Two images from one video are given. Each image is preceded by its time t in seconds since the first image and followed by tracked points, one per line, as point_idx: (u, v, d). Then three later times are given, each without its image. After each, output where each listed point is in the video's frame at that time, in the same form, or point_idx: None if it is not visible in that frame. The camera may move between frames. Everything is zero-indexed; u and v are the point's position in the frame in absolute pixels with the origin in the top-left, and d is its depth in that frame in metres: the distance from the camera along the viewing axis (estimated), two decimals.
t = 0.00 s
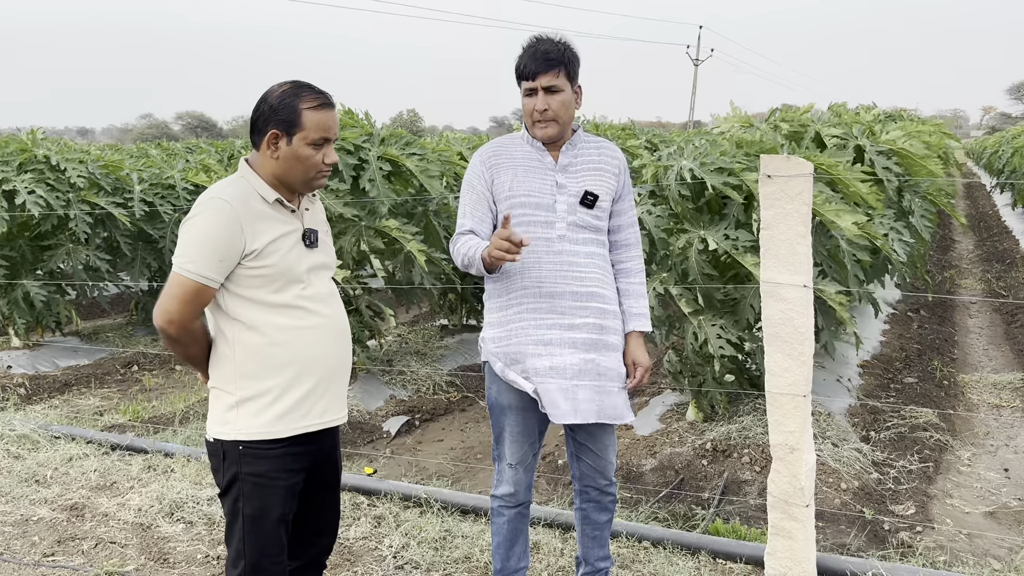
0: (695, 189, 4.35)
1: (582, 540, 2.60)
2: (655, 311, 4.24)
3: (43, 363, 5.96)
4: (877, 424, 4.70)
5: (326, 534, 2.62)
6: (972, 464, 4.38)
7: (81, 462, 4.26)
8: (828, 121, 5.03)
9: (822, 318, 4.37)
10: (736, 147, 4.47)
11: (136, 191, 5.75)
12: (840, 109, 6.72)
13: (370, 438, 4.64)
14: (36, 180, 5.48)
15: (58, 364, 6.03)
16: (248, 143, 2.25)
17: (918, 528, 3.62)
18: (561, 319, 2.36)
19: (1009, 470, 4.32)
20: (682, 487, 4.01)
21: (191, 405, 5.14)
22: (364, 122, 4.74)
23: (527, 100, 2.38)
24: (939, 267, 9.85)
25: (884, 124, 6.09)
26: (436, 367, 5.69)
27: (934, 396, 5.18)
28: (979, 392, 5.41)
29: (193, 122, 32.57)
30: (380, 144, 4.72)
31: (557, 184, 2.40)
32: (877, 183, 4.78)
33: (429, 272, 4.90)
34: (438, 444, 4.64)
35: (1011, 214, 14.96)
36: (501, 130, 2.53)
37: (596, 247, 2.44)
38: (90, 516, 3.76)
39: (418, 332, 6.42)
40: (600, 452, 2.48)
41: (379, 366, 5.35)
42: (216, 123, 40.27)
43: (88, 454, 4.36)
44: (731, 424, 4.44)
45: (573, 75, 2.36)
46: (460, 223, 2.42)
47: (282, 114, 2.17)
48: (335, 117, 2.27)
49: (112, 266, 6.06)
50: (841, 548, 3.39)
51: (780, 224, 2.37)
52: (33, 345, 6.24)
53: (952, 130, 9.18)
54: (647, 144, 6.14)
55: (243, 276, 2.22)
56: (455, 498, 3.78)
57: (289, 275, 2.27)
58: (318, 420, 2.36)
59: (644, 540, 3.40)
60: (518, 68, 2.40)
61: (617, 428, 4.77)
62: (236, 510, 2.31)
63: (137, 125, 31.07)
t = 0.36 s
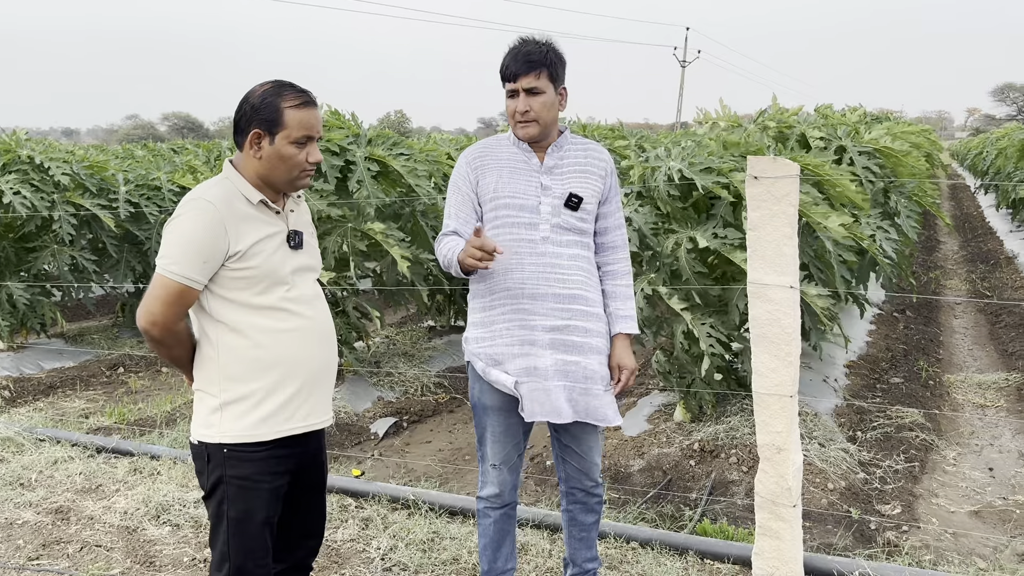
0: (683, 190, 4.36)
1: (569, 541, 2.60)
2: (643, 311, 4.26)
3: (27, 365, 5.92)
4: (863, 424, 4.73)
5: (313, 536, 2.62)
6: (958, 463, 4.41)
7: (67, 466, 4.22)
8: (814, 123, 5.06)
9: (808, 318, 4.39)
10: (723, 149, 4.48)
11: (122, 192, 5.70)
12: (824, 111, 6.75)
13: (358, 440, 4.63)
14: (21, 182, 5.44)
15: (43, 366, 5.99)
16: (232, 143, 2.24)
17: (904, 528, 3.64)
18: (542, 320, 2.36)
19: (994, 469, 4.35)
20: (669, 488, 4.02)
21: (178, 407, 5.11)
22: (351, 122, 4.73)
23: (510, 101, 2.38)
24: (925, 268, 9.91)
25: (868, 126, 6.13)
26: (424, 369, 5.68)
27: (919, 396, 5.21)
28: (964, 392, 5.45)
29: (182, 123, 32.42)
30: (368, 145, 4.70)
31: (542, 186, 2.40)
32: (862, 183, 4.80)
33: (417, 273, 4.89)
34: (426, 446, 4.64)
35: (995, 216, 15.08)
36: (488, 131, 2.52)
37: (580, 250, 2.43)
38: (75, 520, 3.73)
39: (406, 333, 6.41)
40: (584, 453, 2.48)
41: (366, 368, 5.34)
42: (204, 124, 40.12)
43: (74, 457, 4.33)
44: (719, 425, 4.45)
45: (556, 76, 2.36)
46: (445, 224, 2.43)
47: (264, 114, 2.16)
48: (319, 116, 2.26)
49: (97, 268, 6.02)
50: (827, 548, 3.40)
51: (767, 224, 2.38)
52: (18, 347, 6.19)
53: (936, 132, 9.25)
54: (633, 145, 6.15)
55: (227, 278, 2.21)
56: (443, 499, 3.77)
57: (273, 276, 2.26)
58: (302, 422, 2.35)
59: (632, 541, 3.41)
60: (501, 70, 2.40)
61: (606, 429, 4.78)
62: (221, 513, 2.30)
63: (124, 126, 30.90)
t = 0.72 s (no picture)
0: (668, 196, 4.35)
1: (559, 544, 2.61)
2: (633, 314, 4.28)
3: (19, 368, 5.90)
4: (855, 425, 4.74)
5: (302, 539, 2.61)
6: (949, 464, 4.42)
7: (58, 468, 4.21)
8: (805, 125, 5.07)
9: (800, 320, 4.40)
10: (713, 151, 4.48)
11: (113, 194, 5.67)
12: (816, 113, 6.76)
13: (351, 442, 4.62)
14: (12, 183, 5.42)
15: (34, 369, 5.98)
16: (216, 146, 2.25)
17: (895, 529, 3.65)
18: (519, 324, 2.37)
19: (985, 470, 4.37)
20: (662, 489, 4.02)
21: (170, 409, 5.10)
22: (344, 124, 4.73)
23: (492, 103, 2.37)
24: (916, 269, 9.94)
25: (859, 128, 6.15)
26: (417, 371, 5.68)
27: (911, 397, 5.23)
28: (955, 393, 5.46)
29: (176, 123, 32.34)
30: (360, 147, 4.69)
31: (524, 190, 2.40)
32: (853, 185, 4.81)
33: (410, 275, 4.89)
34: (419, 448, 4.64)
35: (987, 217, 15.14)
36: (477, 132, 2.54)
37: (560, 255, 2.42)
38: (67, 522, 3.72)
39: (399, 335, 6.41)
40: (567, 457, 2.48)
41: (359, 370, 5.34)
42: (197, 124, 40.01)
43: (65, 460, 4.32)
44: (711, 426, 4.46)
45: (538, 82, 2.33)
46: (428, 225, 2.46)
47: (246, 117, 2.16)
48: (301, 117, 2.25)
49: (89, 270, 6.00)
50: (819, 549, 3.41)
51: (758, 226, 2.38)
52: (10, 349, 6.17)
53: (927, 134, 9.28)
54: (625, 147, 6.16)
55: (213, 281, 2.20)
56: (435, 502, 3.77)
57: (260, 279, 2.26)
58: (292, 425, 2.35)
59: (625, 542, 3.41)
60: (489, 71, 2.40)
61: (599, 431, 4.79)
62: (211, 517, 2.29)
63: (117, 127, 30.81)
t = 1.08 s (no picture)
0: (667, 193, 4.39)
1: (557, 545, 2.62)
2: (633, 314, 4.27)
3: (19, 369, 5.90)
4: (854, 426, 4.75)
5: (301, 538, 2.62)
6: (948, 465, 4.43)
7: (58, 469, 4.22)
8: (804, 126, 5.07)
9: (799, 321, 4.40)
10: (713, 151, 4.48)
11: (113, 195, 5.67)
12: (815, 114, 6.77)
13: (351, 443, 4.63)
14: (12, 185, 5.41)
15: (34, 370, 5.98)
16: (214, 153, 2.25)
17: (895, 530, 3.66)
18: (512, 326, 2.38)
19: (984, 471, 4.37)
20: (661, 490, 4.03)
21: (170, 410, 5.10)
22: (344, 126, 4.73)
23: (483, 108, 2.38)
24: (915, 271, 9.95)
25: (857, 129, 6.16)
26: (417, 372, 5.69)
27: (910, 398, 5.23)
28: (954, 394, 5.47)
29: (175, 124, 32.33)
30: (360, 148, 4.69)
31: (515, 192, 2.41)
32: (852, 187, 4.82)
33: (410, 276, 4.90)
34: (419, 449, 4.64)
35: (985, 219, 15.15)
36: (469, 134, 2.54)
37: (551, 257, 2.43)
38: (67, 523, 3.72)
39: (399, 336, 6.41)
40: (562, 458, 2.48)
41: (359, 371, 5.34)
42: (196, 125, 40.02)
43: (65, 461, 4.32)
44: (710, 427, 4.47)
45: (530, 86, 2.34)
46: (420, 227, 2.46)
47: (243, 126, 2.16)
48: (297, 124, 2.25)
49: (89, 271, 6.01)
50: (818, 550, 3.41)
51: (758, 227, 2.38)
52: (10, 350, 6.17)
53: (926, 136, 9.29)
54: (624, 149, 6.17)
55: (211, 283, 2.21)
56: (436, 502, 3.78)
57: (258, 281, 2.27)
58: (291, 425, 2.35)
59: (624, 543, 3.41)
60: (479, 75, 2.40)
61: (598, 432, 4.79)
62: (212, 516, 2.30)
63: (116, 128, 30.82)
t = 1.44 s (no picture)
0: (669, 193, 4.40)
1: (560, 546, 2.62)
2: (636, 315, 4.28)
3: (25, 370, 5.93)
4: (860, 428, 4.74)
5: (309, 533, 2.63)
6: (954, 467, 4.42)
7: (65, 469, 4.24)
8: (809, 128, 5.07)
9: (805, 323, 4.40)
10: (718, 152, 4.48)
11: (120, 197, 5.69)
12: (821, 117, 6.76)
13: (356, 444, 4.63)
14: (20, 186, 5.44)
15: (40, 371, 6.01)
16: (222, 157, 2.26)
17: (900, 532, 3.65)
18: (513, 328, 2.38)
19: (990, 473, 4.37)
20: (666, 491, 4.03)
21: (175, 411, 5.12)
22: (349, 127, 4.74)
23: (482, 111, 2.38)
24: (921, 272, 9.93)
25: (862, 131, 6.15)
26: (421, 373, 5.70)
27: (915, 400, 5.23)
28: (960, 396, 5.46)
29: (180, 126, 32.42)
30: (365, 150, 4.70)
31: (516, 195, 2.41)
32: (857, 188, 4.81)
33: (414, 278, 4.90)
34: (424, 450, 4.65)
35: (991, 220, 15.10)
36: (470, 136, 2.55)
37: (552, 259, 2.43)
38: (74, 524, 3.74)
39: (404, 337, 6.43)
40: (563, 460, 2.48)
41: (364, 372, 5.35)
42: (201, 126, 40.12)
43: (72, 461, 4.34)
44: (715, 428, 4.47)
45: (529, 88, 2.34)
46: (420, 230, 2.48)
47: (250, 130, 2.17)
48: (304, 129, 2.25)
49: (95, 272, 6.03)
50: (823, 551, 3.41)
51: (763, 229, 2.38)
52: (16, 351, 6.20)
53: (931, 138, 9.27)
54: (629, 150, 6.17)
55: (216, 287, 2.22)
56: (441, 503, 3.79)
57: (262, 284, 2.27)
58: (298, 425, 2.36)
59: (629, 545, 3.42)
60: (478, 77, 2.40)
61: (603, 433, 4.80)
62: (227, 516, 2.31)
63: (121, 129, 30.91)
